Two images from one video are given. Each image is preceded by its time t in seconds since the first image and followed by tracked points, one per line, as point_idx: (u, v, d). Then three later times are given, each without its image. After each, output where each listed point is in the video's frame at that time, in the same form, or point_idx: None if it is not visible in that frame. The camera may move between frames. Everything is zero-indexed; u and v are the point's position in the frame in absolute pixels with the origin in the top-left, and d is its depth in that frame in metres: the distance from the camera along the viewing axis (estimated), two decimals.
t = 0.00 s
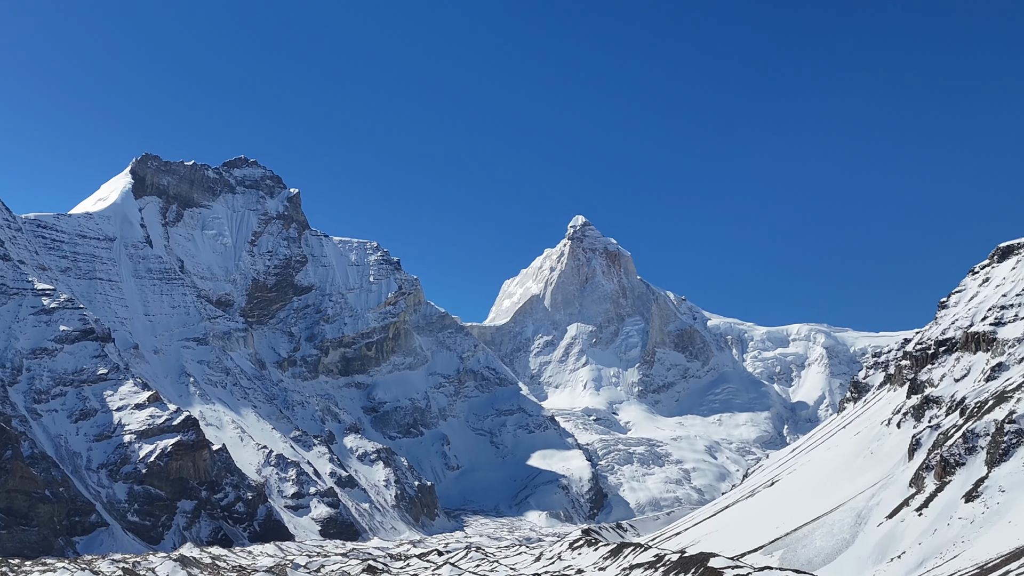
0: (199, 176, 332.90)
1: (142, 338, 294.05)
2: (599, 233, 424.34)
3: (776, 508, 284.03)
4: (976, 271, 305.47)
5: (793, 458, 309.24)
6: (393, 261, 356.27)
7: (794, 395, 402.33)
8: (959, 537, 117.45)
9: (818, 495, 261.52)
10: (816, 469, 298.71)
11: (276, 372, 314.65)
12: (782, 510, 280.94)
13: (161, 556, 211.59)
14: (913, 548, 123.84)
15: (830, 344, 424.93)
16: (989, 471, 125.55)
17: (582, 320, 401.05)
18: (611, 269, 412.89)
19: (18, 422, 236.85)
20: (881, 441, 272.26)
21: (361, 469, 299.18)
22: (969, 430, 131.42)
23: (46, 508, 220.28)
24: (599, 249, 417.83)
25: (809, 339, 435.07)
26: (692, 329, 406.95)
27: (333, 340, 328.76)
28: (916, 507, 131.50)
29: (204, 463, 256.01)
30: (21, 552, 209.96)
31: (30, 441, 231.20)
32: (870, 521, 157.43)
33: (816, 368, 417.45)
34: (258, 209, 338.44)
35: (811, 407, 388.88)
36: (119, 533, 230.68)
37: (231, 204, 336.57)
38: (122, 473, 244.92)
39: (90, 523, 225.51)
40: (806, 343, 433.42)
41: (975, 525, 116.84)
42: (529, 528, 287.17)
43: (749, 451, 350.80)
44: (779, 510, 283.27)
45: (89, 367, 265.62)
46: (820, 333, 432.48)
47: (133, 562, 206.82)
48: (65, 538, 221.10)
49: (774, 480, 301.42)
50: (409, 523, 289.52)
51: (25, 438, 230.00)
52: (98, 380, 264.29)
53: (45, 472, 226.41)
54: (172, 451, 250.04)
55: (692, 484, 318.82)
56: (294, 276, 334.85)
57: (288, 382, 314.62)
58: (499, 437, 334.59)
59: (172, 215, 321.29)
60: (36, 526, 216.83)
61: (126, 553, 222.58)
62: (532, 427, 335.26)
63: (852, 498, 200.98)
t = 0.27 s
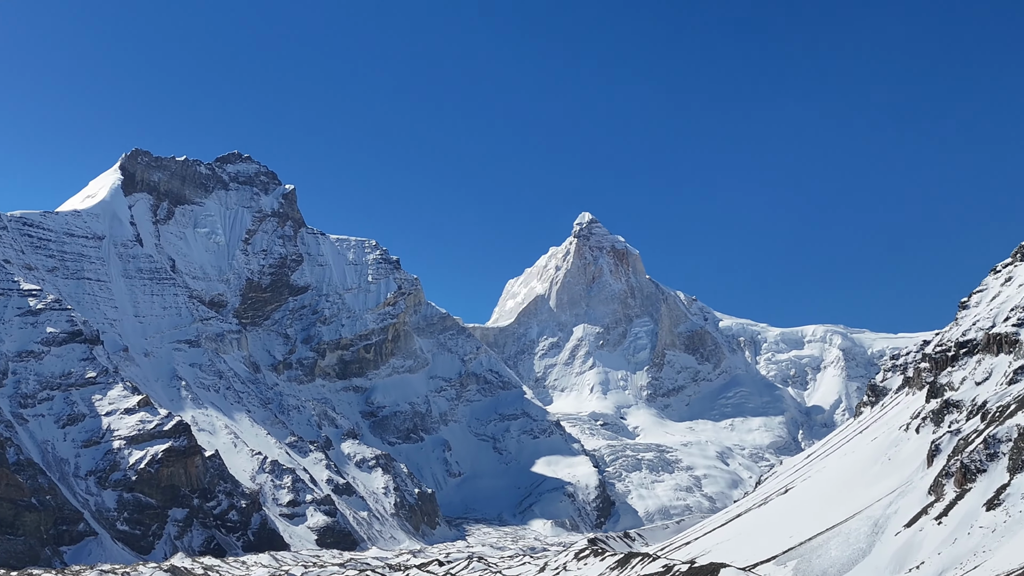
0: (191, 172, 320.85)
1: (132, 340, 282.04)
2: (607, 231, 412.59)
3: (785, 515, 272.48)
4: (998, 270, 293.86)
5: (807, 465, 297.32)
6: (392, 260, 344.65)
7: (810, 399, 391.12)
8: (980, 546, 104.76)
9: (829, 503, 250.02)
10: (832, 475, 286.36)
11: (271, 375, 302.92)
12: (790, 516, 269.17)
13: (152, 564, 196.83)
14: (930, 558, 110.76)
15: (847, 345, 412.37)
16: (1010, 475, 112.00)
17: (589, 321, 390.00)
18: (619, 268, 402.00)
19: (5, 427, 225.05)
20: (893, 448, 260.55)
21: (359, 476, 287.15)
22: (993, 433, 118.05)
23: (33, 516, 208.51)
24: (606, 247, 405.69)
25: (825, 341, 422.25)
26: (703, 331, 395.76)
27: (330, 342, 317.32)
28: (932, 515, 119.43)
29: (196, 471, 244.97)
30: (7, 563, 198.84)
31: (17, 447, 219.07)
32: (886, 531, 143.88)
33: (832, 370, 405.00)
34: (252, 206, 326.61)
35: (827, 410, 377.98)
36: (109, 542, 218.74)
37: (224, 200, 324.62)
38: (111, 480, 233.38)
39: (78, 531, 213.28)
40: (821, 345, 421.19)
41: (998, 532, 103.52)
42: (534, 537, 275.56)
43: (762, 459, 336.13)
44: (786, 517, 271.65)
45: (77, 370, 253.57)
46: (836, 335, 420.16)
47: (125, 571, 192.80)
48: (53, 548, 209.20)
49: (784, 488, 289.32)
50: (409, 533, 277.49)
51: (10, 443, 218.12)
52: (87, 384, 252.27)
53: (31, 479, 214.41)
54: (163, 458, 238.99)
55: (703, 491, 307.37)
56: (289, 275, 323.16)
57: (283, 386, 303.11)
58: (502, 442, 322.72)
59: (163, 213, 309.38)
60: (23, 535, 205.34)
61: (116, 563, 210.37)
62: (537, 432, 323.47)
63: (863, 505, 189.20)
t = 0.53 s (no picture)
0: (183, 168, 308.93)
1: (123, 342, 270.09)
2: (614, 228, 401.49)
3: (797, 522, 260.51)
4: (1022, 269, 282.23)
5: (823, 471, 285.19)
6: (392, 259, 333.23)
7: (827, 403, 378.34)
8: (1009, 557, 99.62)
9: (842, 510, 238.07)
10: (849, 483, 273.70)
11: (266, 379, 291.52)
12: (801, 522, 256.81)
13: None
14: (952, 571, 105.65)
15: (865, 345, 398.61)
16: None
17: (597, 322, 378.69)
18: (628, 267, 391.99)
19: None
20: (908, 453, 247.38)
21: (358, 483, 275.55)
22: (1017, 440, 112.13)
23: (18, 524, 195.07)
24: (614, 244, 396.31)
25: (843, 341, 407.91)
26: (715, 332, 385.91)
27: (328, 344, 306.27)
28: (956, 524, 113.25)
29: (189, 477, 233.36)
30: None
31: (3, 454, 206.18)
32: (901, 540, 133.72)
33: (850, 372, 391.32)
34: (247, 203, 315.06)
35: (844, 415, 365.56)
36: (98, 552, 205.84)
37: (218, 197, 312.78)
38: (100, 487, 221.75)
39: (66, 541, 200.01)
40: (838, 345, 406.98)
41: None
42: (539, 547, 264.04)
43: (776, 464, 327.02)
44: (797, 524, 259.20)
45: (66, 373, 241.20)
46: (855, 336, 405.30)
47: None
48: (40, 557, 195.67)
49: (799, 496, 277.64)
50: (410, 541, 265.96)
51: None
52: (76, 387, 240.14)
53: (18, 487, 201.65)
54: (155, 464, 227.69)
55: (716, 498, 296.26)
56: (285, 275, 311.97)
57: (279, 390, 291.85)
58: (507, 448, 311.16)
59: (154, 210, 297.78)
60: (8, 544, 191.50)
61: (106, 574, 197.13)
62: (543, 437, 312.06)
63: (882, 513, 177.77)
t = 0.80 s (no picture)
0: (176, 163, 296.60)
1: (113, 345, 257.64)
2: (624, 225, 390.57)
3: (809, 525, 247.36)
4: None
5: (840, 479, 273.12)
6: (392, 258, 322.32)
7: (845, 407, 368.45)
8: None
9: (854, 514, 223.37)
10: (866, 489, 260.84)
11: (262, 382, 280.11)
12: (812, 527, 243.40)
13: None
14: None
15: (885, 348, 387.24)
16: None
17: (605, 323, 368.19)
18: (637, 265, 380.82)
19: None
20: (923, 452, 233.52)
21: (358, 490, 264.16)
22: None
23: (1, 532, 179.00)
24: (623, 242, 385.24)
25: (862, 343, 396.21)
26: (729, 333, 375.40)
27: (326, 346, 295.63)
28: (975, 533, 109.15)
29: (182, 484, 220.37)
30: None
31: None
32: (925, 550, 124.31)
33: (870, 375, 380.26)
34: (242, 199, 302.70)
35: (863, 419, 356.39)
36: (87, 560, 189.46)
37: (213, 192, 300.32)
38: (90, 495, 207.99)
39: (55, 549, 183.94)
40: (857, 348, 395.23)
41: None
42: (545, 557, 253.00)
43: (793, 471, 315.92)
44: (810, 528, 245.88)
45: (54, 378, 225.94)
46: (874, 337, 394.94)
47: None
48: (26, 569, 179.60)
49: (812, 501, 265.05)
50: (411, 550, 254.64)
51: None
52: (64, 393, 225.10)
53: (6, 494, 185.49)
54: (147, 471, 214.34)
55: (729, 506, 285.88)
56: (282, 274, 300.49)
57: (276, 394, 280.41)
58: (512, 454, 300.12)
59: (146, 207, 284.76)
60: None
61: None
62: (549, 443, 301.05)
63: (900, 519, 162.86)
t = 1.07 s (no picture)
0: (169, 158, 286.01)
1: (104, 347, 246.49)
2: (633, 222, 380.45)
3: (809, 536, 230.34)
4: None
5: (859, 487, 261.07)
6: (393, 256, 311.56)
7: (865, 411, 356.43)
8: None
9: (866, 520, 207.09)
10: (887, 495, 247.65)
11: (259, 386, 269.60)
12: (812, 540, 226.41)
13: None
14: None
15: (905, 350, 375.22)
16: None
17: (615, 323, 358.31)
18: (648, 264, 370.45)
19: None
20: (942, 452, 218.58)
21: (357, 497, 252.05)
22: None
23: None
24: (633, 240, 374.42)
25: (882, 344, 383.53)
26: (743, 334, 363.20)
27: (324, 348, 285.70)
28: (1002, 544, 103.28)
29: (175, 492, 202.39)
30: None
31: None
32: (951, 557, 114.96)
33: (890, 377, 368.11)
34: (237, 196, 292.15)
35: (883, 423, 344.73)
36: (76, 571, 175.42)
37: (207, 189, 290.02)
38: (80, 503, 192.09)
39: (44, 560, 169.94)
40: (876, 348, 383.02)
41: None
42: (552, 566, 242.51)
43: (809, 477, 306.00)
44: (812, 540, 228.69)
45: (43, 381, 211.12)
46: (895, 338, 382.62)
47: None
48: None
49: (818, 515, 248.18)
50: (413, 560, 242.35)
51: None
52: (53, 396, 209.97)
53: None
54: (139, 478, 197.15)
55: (744, 514, 276.05)
56: (279, 274, 290.27)
57: (272, 398, 270.00)
58: (518, 460, 289.48)
59: (138, 203, 274.08)
60: None
61: None
62: (556, 448, 290.44)
63: (923, 525, 146.71)
